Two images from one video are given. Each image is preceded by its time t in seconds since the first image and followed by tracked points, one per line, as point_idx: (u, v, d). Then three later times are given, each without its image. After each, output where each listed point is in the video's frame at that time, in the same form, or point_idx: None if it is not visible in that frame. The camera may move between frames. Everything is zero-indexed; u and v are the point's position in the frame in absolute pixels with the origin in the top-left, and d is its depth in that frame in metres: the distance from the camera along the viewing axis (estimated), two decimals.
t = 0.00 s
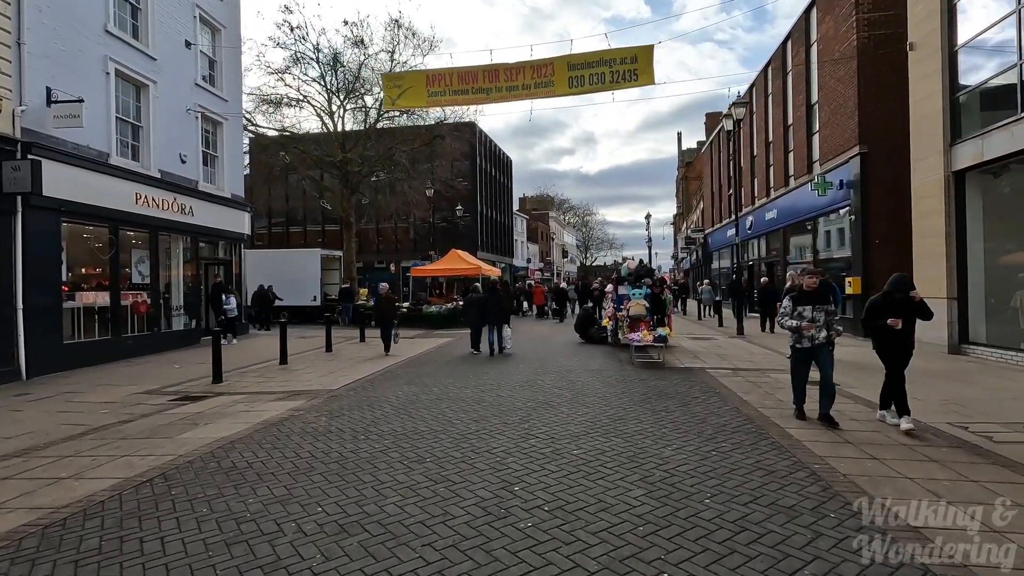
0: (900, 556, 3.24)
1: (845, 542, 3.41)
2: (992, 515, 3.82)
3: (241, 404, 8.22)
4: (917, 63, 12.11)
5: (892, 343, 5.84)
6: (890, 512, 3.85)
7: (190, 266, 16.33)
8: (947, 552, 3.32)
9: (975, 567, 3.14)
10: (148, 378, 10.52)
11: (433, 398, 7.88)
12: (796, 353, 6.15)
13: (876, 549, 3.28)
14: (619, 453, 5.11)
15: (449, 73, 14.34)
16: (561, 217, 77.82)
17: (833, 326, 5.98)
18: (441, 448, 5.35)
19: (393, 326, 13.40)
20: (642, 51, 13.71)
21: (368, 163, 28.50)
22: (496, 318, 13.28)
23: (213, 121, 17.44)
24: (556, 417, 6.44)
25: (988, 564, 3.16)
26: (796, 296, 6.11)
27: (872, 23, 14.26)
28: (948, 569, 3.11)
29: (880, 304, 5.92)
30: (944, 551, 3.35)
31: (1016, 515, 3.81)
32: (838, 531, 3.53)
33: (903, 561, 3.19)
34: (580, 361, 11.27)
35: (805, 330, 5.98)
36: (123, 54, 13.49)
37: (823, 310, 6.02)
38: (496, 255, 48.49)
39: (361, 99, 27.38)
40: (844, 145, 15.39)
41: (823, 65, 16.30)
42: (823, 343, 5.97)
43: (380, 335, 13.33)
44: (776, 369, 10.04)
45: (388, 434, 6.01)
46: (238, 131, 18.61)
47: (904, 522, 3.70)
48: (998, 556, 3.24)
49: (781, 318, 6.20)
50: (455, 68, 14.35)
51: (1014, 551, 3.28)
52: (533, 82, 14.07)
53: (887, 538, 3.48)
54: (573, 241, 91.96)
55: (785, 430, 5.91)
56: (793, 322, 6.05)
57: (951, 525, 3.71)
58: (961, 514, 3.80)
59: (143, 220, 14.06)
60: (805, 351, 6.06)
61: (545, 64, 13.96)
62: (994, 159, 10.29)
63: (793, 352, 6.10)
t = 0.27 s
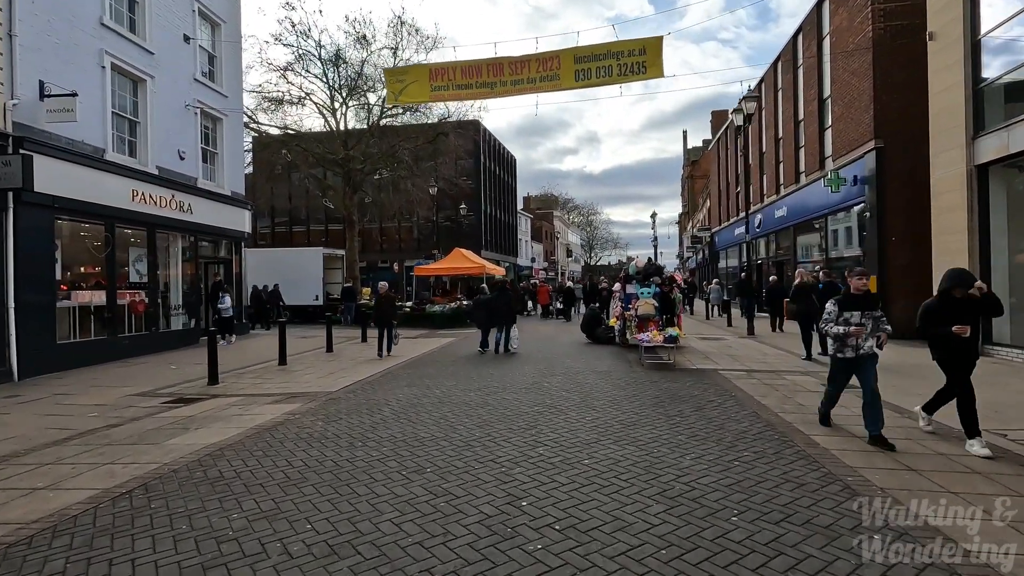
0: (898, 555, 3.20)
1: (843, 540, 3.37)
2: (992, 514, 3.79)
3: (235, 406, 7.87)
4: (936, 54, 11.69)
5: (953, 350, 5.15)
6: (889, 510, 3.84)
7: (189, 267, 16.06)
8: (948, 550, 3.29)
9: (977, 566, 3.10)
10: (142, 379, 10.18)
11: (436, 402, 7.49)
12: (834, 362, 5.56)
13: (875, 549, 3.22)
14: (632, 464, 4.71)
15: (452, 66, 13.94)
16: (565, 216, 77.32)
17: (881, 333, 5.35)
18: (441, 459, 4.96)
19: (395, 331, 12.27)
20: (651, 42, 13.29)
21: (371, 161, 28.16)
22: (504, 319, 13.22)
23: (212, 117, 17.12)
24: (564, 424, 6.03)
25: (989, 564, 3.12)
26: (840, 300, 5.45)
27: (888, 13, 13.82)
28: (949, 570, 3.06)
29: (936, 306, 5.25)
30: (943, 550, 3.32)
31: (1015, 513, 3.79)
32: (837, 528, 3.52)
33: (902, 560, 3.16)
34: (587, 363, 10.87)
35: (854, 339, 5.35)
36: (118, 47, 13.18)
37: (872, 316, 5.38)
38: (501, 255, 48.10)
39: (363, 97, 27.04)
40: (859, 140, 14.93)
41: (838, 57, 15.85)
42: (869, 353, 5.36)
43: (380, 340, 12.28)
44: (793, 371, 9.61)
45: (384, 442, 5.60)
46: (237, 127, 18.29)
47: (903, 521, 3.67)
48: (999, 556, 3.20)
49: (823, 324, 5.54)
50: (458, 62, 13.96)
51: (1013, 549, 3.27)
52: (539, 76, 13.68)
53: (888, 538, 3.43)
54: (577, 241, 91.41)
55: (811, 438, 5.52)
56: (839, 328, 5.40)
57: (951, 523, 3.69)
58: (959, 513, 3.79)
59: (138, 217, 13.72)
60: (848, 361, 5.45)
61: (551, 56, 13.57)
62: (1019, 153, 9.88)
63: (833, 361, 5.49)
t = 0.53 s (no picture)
0: (899, 556, 3.24)
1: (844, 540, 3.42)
2: (992, 515, 3.82)
3: (228, 415, 7.53)
4: (957, 46, 11.26)
5: None
6: (890, 511, 3.87)
7: (186, 268, 15.77)
8: (947, 551, 3.33)
9: (977, 567, 3.14)
10: (134, 385, 9.84)
11: (438, 412, 7.09)
12: (894, 376, 4.71)
13: (877, 550, 3.27)
14: (650, 484, 4.34)
15: (455, 62, 13.55)
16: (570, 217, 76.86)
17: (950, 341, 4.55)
18: (443, 478, 4.56)
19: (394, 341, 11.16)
20: (660, 36, 12.87)
21: (373, 161, 27.83)
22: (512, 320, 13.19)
23: (212, 116, 16.81)
24: (574, 438, 5.62)
25: (989, 564, 3.16)
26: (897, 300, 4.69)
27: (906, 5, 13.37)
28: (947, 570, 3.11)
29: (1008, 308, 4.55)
30: (942, 551, 3.36)
31: (1016, 514, 3.81)
32: (839, 529, 3.56)
33: (903, 561, 3.19)
34: (594, 367, 10.48)
35: (921, 346, 4.49)
36: (114, 43, 12.89)
37: (938, 320, 4.59)
38: (505, 256, 47.72)
39: (365, 96, 26.72)
40: (875, 137, 14.48)
41: (852, 52, 15.39)
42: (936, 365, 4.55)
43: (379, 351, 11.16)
44: (809, 377, 9.23)
45: (381, 458, 5.20)
46: (237, 126, 17.98)
47: (903, 522, 3.70)
48: (998, 556, 3.25)
49: (880, 332, 4.72)
50: (461, 58, 13.57)
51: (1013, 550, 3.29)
52: (544, 72, 13.28)
53: (888, 539, 3.48)
54: (581, 241, 90.89)
55: (840, 455, 5.15)
56: (901, 335, 4.58)
57: (951, 523, 3.73)
58: (959, 513, 3.82)
59: (133, 217, 13.41)
60: (912, 374, 4.62)
61: (556, 52, 13.17)
62: None
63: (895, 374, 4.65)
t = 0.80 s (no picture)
0: (900, 556, 3.24)
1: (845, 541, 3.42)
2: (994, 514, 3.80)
3: (217, 418, 7.17)
4: (980, 35, 10.80)
5: None
6: (890, 511, 3.85)
7: (182, 267, 15.45)
8: (949, 551, 3.33)
9: (975, 566, 3.15)
10: (124, 387, 9.50)
11: (436, 417, 6.67)
12: (974, 400, 3.94)
13: (876, 550, 3.27)
14: (665, 501, 4.01)
15: (456, 54, 13.11)
16: (574, 215, 76.38)
17: None
18: (438, 494, 4.17)
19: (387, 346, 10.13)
20: (669, 25, 12.38)
21: (374, 157, 27.44)
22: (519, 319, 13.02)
23: (208, 110, 16.46)
24: (581, 447, 5.21)
25: (988, 564, 3.17)
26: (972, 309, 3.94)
27: None
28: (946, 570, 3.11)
29: None
30: (944, 551, 3.34)
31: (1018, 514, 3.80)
32: (840, 530, 3.56)
33: (904, 562, 3.19)
34: (600, 368, 10.07)
35: (1005, 361, 3.69)
36: (106, 34, 12.56)
37: None
38: (509, 254, 47.27)
39: (366, 92, 26.32)
40: (892, 130, 14.01)
41: (867, 42, 14.90)
42: None
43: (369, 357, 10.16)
44: (827, 380, 8.79)
45: (372, 468, 4.80)
46: (235, 121, 17.62)
47: (906, 522, 3.68)
48: (997, 556, 3.25)
49: (950, 347, 3.96)
50: (462, 49, 13.12)
51: (1013, 551, 3.29)
52: (548, 63, 12.80)
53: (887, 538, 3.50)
54: (586, 240, 90.30)
55: (871, 466, 4.74)
56: (980, 349, 3.79)
57: (953, 523, 3.72)
58: (961, 514, 3.80)
59: (125, 213, 13.08)
60: (994, 396, 3.84)
61: (560, 42, 12.70)
62: None
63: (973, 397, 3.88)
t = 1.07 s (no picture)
0: (900, 557, 3.30)
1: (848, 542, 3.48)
2: (991, 515, 3.90)
3: (205, 428, 6.84)
4: (998, 28, 10.44)
5: None
6: (891, 511, 3.94)
7: (176, 268, 15.09)
8: (948, 551, 3.40)
9: (977, 566, 3.21)
10: (113, 393, 9.17)
11: (435, 428, 6.29)
12: None
13: (875, 550, 3.34)
14: (683, 530, 3.63)
15: (456, 49, 12.74)
16: (576, 215, 75.86)
17: None
18: (433, 519, 3.79)
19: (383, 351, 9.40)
20: (676, 18, 11.96)
21: (374, 156, 27.09)
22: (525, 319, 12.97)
23: (205, 108, 16.15)
24: (590, 465, 4.83)
25: (987, 564, 3.24)
26: None
27: None
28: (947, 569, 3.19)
29: None
30: (943, 552, 3.42)
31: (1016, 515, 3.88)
32: (843, 531, 3.62)
33: (904, 562, 3.25)
34: (606, 373, 9.72)
35: None
36: (99, 30, 12.25)
37: None
38: (510, 254, 46.87)
39: (367, 90, 25.97)
40: (905, 126, 13.60)
41: (880, 36, 14.49)
42: None
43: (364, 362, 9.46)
44: (843, 386, 8.41)
45: (363, 488, 4.42)
46: (233, 119, 17.30)
47: (905, 522, 3.78)
48: (996, 556, 3.32)
49: None
50: (462, 44, 12.73)
51: (1012, 549, 3.38)
52: (551, 58, 12.42)
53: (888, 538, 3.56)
54: (588, 240, 89.79)
55: (904, 486, 4.39)
56: None
57: (951, 524, 3.80)
58: (960, 514, 3.89)
59: (117, 213, 12.75)
60: None
61: (563, 36, 12.30)
62: None
63: None
